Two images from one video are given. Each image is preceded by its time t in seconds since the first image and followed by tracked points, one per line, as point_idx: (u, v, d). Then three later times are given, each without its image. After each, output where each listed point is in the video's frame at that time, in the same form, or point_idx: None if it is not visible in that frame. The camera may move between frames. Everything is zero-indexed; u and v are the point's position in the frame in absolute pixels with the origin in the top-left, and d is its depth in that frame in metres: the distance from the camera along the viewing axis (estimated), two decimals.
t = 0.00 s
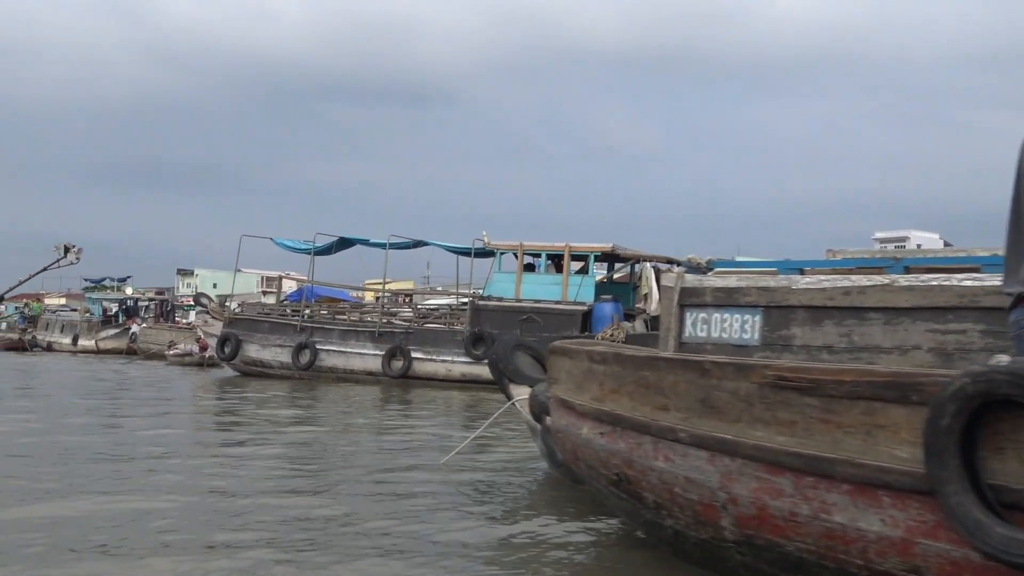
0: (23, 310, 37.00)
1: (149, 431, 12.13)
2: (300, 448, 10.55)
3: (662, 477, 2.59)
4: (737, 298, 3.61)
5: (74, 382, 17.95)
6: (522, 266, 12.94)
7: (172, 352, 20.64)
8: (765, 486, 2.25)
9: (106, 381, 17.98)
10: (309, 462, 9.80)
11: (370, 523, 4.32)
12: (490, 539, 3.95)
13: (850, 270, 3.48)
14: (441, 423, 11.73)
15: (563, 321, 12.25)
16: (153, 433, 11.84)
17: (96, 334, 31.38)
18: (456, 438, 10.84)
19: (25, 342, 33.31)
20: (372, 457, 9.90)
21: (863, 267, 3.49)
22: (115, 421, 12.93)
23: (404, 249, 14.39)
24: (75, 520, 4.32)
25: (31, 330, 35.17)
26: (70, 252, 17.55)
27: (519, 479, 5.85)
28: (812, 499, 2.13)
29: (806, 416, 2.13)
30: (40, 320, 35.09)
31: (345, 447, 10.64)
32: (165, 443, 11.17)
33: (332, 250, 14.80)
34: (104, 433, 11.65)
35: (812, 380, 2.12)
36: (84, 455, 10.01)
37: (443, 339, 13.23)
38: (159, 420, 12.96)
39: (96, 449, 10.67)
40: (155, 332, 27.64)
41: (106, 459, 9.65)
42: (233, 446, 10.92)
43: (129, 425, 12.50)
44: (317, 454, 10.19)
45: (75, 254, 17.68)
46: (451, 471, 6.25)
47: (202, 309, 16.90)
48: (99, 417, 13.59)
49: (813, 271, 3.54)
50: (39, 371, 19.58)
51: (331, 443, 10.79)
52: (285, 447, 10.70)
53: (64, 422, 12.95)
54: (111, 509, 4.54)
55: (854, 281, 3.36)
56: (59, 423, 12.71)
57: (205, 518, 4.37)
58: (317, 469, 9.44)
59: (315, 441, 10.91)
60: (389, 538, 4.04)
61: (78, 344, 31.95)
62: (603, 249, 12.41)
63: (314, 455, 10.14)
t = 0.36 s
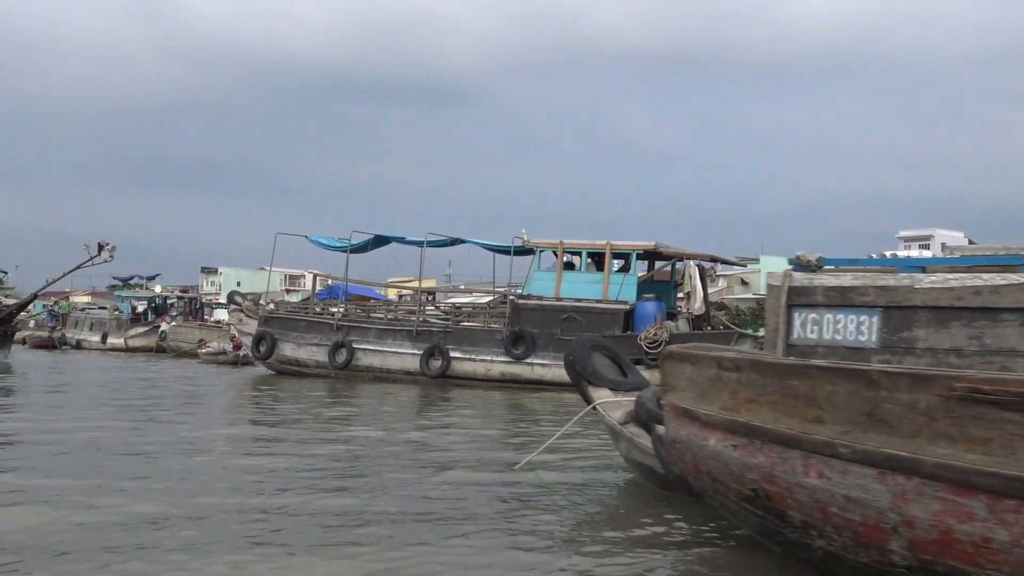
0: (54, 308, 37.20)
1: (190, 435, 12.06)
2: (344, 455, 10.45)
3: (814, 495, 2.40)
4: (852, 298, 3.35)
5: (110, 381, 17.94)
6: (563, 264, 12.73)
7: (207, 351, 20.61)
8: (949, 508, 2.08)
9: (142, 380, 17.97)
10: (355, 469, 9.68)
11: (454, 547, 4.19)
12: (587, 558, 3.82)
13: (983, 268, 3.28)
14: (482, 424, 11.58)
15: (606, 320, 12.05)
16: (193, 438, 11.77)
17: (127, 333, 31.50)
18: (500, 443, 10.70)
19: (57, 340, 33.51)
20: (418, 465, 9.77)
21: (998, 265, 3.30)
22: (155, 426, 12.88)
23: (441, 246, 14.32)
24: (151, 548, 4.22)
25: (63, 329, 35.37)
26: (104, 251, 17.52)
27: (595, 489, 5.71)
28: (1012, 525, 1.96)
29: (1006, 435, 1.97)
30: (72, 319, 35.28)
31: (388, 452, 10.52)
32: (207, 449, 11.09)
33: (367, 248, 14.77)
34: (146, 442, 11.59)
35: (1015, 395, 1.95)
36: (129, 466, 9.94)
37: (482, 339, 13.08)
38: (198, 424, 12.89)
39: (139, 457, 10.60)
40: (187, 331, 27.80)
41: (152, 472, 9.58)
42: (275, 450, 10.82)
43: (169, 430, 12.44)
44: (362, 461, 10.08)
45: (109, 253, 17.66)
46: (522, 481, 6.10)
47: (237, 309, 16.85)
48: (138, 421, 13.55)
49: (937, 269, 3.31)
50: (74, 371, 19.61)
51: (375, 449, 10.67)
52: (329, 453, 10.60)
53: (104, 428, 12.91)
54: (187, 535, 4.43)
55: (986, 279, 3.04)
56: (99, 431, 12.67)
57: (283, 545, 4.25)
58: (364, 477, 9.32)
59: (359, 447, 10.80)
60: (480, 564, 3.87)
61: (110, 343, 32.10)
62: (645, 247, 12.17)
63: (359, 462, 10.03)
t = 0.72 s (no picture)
0: (73, 307, 37.08)
1: (226, 440, 11.90)
2: (386, 462, 10.28)
3: (991, 519, 2.29)
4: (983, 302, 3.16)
5: (135, 383, 17.76)
6: (603, 265, 12.59)
7: (230, 352, 20.43)
8: None
9: (166, 381, 17.79)
10: (400, 475, 9.51)
11: (536, 558, 3.98)
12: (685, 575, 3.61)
13: None
14: (521, 430, 11.40)
15: (647, 323, 11.98)
16: (231, 443, 11.60)
17: (147, 333, 31.35)
18: (543, 449, 10.53)
19: (77, 340, 33.38)
20: (464, 473, 9.61)
21: None
22: (189, 430, 12.71)
23: (476, 247, 14.14)
24: (227, 560, 4.03)
25: (82, 328, 35.23)
26: (130, 250, 17.31)
27: (663, 500, 5.50)
28: None
29: None
30: (92, 318, 35.15)
31: (431, 458, 10.35)
32: (246, 453, 10.92)
33: (400, 247, 14.57)
34: (183, 447, 11.43)
35: None
36: (170, 471, 9.77)
37: (519, 341, 12.87)
38: (233, 428, 12.72)
39: (178, 462, 10.43)
40: (210, 331, 27.73)
41: (195, 478, 9.41)
42: (315, 456, 10.66)
43: (204, 435, 12.27)
44: (406, 469, 9.91)
45: (135, 254, 17.48)
46: (583, 494, 5.88)
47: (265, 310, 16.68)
48: (171, 425, 13.38)
49: None
50: (97, 372, 19.43)
51: (417, 456, 10.50)
52: (371, 459, 10.43)
53: (137, 432, 12.75)
54: (259, 549, 4.23)
55: None
56: (133, 435, 12.51)
57: (363, 556, 4.06)
58: (410, 484, 9.15)
59: (400, 454, 10.63)
60: None
61: (130, 343, 31.96)
62: (689, 249, 12.06)
63: (403, 468, 9.86)
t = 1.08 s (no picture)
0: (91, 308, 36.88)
1: (258, 449, 11.75)
2: (425, 476, 10.13)
3: None
4: None
5: (157, 387, 17.58)
6: (637, 268, 12.35)
7: (254, 355, 20.24)
8: None
9: (190, 385, 17.61)
10: (441, 491, 9.37)
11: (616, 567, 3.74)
12: None
13: None
14: (557, 439, 11.22)
15: (683, 327, 11.73)
16: (264, 453, 11.46)
17: (168, 334, 31.17)
18: (582, 461, 10.36)
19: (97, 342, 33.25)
20: (506, 487, 9.45)
21: None
22: (219, 438, 12.54)
23: (507, 249, 13.94)
24: None
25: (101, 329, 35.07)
26: (154, 251, 17.07)
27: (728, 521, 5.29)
28: None
29: None
30: (111, 320, 34.95)
31: (470, 473, 10.21)
32: (280, 465, 10.77)
33: (429, 250, 14.53)
34: (215, 458, 11.28)
35: None
36: (209, 485, 9.64)
37: (551, 345, 12.63)
38: (263, 435, 12.56)
39: (214, 473, 10.29)
40: (230, 333, 27.55)
41: (234, 493, 9.27)
42: (352, 469, 10.51)
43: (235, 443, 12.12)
44: (445, 484, 9.77)
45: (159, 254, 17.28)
46: (645, 511, 5.67)
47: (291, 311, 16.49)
48: (200, 431, 13.23)
49: None
50: (120, 374, 19.27)
51: (456, 469, 10.34)
52: (408, 473, 10.28)
53: (167, 440, 12.60)
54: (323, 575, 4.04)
55: None
56: (163, 443, 12.36)
57: None
58: (452, 499, 9.00)
59: (437, 467, 10.49)
60: None
61: (150, 344, 31.81)
62: (726, 250, 11.78)
63: (442, 483, 9.72)
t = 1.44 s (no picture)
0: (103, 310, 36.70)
1: (285, 456, 11.54)
2: (459, 485, 9.92)
3: None
4: None
5: (175, 392, 17.36)
6: (669, 271, 12.13)
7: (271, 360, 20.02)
8: None
9: (208, 390, 17.39)
10: (478, 501, 9.17)
11: None
12: None
13: None
14: (590, 447, 11.00)
15: (717, 331, 11.51)
16: (291, 461, 11.25)
17: (181, 338, 31.00)
18: (618, 471, 10.15)
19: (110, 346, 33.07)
20: (544, 498, 9.25)
21: None
22: (244, 444, 12.33)
23: (534, 252, 13.73)
24: None
25: (114, 332, 34.89)
26: (174, 253, 16.85)
27: (793, 537, 5.08)
28: None
29: None
30: (123, 323, 34.76)
31: (504, 481, 10.00)
32: (309, 473, 10.57)
33: (454, 252, 14.41)
34: (242, 465, 11.07)
35: None
36: (241, 493, 9.43)
37: (580, 349, 12.39)
38: (288, 441, 12.35)
39: (243, 482, 10.08)
40: (245, 336, 27.36)
41: (268, 502, 9.07)
42: (383, 477, 10.30)
43: (261, 450, 11.90)
44: (480, 493, 9.52)
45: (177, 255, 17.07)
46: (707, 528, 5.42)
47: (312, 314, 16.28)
48: (223, 438, 13.01)
49: None
50: (136, 378, 19.06)
51: (490, 478, 10.13)
52: (441, 482, 10.07)
53: (191, 446, 12.38)
54: None
55: None
56: (188, 449, 12.14)
57: None
58: (491, 508, 8.79)
59: (470, 476, 10.28)
60: None
61: (164, 348, 31.61)
62: (761, 253, 11.61)
63: (478, 493, 9.51)
